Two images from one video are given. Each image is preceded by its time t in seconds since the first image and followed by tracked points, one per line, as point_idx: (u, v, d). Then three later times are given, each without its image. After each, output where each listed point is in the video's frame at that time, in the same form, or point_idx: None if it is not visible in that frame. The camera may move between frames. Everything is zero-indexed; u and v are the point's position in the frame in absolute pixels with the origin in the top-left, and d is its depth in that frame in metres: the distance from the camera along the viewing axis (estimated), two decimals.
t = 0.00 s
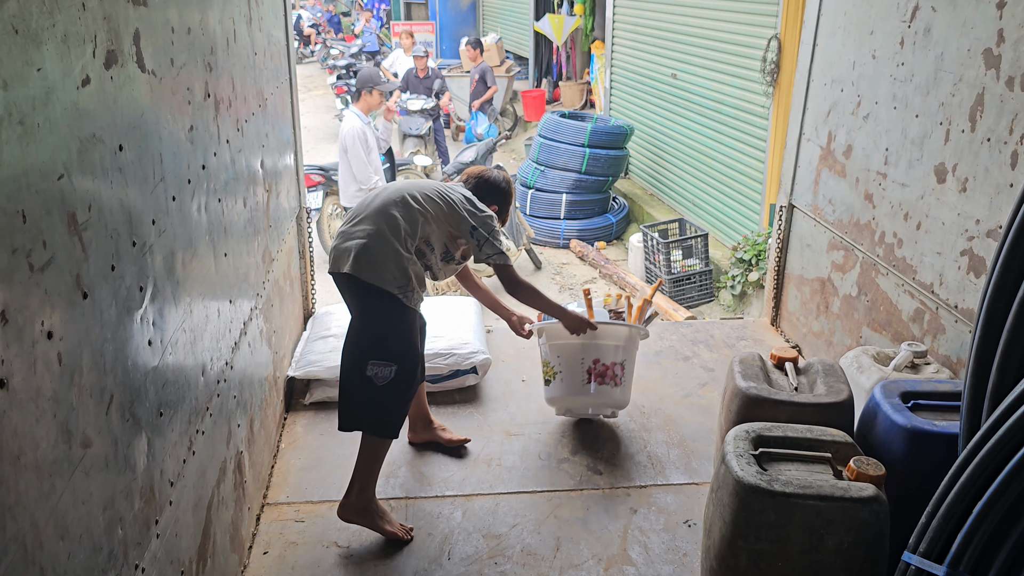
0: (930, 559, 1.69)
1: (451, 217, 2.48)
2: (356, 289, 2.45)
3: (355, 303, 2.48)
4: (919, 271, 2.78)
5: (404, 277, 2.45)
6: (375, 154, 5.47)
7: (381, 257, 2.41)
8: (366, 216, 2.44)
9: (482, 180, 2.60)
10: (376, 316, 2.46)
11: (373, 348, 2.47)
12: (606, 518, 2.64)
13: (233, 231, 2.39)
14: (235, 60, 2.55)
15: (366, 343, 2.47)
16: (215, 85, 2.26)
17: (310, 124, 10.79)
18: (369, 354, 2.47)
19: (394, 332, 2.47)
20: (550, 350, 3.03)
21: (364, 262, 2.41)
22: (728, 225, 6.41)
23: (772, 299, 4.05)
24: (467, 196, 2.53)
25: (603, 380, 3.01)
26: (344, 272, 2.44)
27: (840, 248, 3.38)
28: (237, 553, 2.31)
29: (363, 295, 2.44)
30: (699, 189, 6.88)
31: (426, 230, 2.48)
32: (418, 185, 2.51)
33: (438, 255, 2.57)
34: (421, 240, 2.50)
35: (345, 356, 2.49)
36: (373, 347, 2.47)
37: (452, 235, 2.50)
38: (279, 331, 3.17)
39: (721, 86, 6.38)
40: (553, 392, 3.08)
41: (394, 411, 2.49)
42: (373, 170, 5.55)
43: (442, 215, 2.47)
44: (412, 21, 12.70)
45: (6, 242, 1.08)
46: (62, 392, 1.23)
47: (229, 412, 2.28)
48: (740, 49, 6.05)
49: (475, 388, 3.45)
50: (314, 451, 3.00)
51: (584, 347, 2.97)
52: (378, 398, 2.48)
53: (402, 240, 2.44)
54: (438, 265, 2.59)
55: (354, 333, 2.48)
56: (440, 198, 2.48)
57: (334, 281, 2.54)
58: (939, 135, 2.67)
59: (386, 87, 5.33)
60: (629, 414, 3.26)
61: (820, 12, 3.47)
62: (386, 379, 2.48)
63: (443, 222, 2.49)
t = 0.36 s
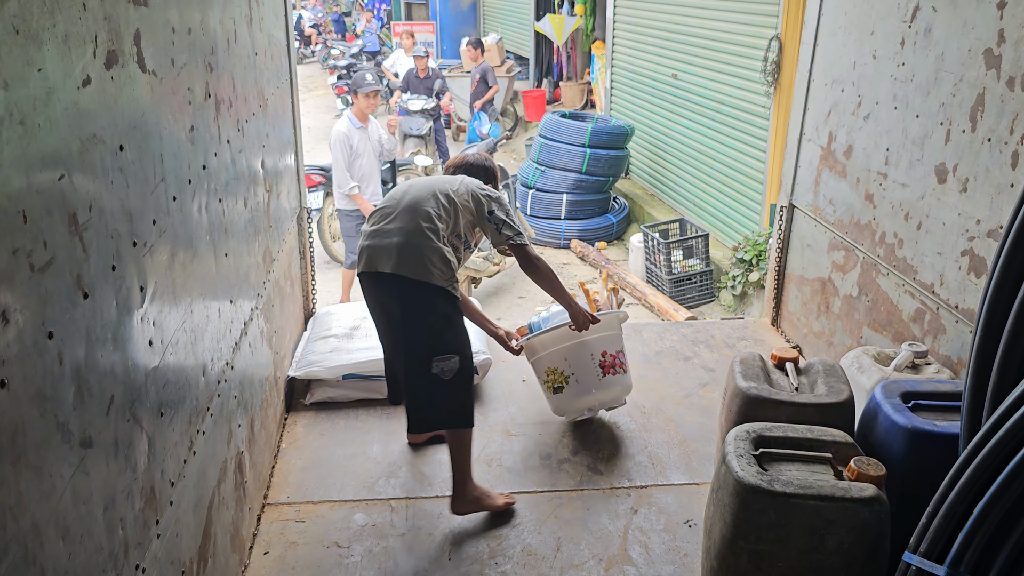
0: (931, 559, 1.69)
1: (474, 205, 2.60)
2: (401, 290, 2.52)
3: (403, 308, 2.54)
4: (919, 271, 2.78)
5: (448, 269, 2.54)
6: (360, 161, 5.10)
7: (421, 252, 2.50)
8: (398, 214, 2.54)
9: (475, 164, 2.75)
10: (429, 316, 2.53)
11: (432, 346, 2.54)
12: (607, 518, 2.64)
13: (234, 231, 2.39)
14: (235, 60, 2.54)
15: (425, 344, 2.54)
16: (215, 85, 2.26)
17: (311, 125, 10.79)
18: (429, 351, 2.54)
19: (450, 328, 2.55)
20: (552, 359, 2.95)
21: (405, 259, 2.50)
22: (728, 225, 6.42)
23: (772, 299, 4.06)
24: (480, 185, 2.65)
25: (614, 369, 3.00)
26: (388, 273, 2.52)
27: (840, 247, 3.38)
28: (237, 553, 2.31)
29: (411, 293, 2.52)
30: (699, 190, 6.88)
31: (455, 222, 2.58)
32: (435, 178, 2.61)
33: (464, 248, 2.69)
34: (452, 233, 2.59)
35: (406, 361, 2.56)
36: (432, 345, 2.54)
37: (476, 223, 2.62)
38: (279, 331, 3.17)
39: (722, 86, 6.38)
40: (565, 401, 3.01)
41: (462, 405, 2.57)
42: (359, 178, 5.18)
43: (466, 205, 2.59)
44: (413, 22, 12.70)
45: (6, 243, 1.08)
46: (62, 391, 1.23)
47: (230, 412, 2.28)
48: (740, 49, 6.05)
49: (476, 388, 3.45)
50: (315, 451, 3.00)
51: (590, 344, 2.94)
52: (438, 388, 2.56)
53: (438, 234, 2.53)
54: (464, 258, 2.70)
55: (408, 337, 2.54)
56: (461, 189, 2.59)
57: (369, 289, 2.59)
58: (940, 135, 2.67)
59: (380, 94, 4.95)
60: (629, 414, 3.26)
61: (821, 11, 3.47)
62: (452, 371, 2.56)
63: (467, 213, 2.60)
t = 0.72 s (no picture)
0: (931, 559, 1.69)
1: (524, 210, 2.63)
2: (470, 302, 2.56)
3: (466, 312, 2.58)
4: (920, 271, 2.78)
5: (514, 278, 2.59)
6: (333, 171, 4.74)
7: (491, 265, 2.53)
8: (457, 224, 2.53)
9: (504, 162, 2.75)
10: (488, 321, 2.56)
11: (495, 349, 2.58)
12: (607, 518, 2.64)
13: (234, 231, 2.39)
14: (235, 61, 2.54)
15: (487, 347, 2.58)
16: (215, 85, 2.26)
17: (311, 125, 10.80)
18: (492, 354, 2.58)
19: (509, 331, 2.57)
20: (567, 366, 2.97)
21: (475, 274, 2.53)
22: (728, 225, 6.42)
23: (772, 299, 4.06)
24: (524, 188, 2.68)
25: (622, 397, 2.99)
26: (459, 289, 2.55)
27: (840, 248, 3.38)
28: (237, 553, 2.31)
29: (483, 305, 2.55)
30: (699, 190, 6.88)
31: (509, 228, 2.60)
32: (483, 182, 2.61)
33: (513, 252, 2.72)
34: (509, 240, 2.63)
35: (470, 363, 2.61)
36: (492, 348, 2.57)
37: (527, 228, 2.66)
38: (279, 331, 3.16)
39: (722, 86, 6.38)
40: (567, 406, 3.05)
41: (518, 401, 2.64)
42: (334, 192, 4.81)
43: (517, 211, 2.62)
44: (413, 22, 12.71)
45: (6, 243, 1.08)
46: (62, 391, 1.23)
47: (229, 412, 2.28)
48: (740, 49, 6.05)
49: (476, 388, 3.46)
50: (314, 451, 3.00)
51: (607, 368, 2.92)
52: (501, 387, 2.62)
53: (501, 246, 2.56)
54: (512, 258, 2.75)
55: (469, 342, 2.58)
56: (513, 194, 2.62)
57: (433, 301, 2.60)
58: (940, 135, 2.67)
59: (361, 104, 4.64)
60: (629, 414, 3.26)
61: (821, 11, 3.47)
62: (514, 369, 2.61)
63: (520, 218, 2.64)
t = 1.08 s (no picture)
0: (931, 559, 1.69)
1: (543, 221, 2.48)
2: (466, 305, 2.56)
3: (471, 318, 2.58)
4: (920, 271, 2.78)
5: (516, 288, 2.55)
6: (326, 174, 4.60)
7: (487, 272, 2.51)
8: (464, 230, 2.52)
9: (559, 163, 2.61)
10: (495, 323, 2.56)
11: (500, 353, 2.58)
12: (607, 518, 2.64)
13: (234, 231, 2.39)
14: (235, 60, 2.54)
15: (493, 351, 2.58)
16: (215, 85, 2.26)
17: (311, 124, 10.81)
18: (498, 358, 2.58)
19: (516, 330, 2.58)
20: (559, 395, 2.88)
21: (474, 279, 2.52)
22: (728, 225, 6.42)
23: (772, 299, 4.06)
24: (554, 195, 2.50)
25: (615, 426, 2.92)
26: (454, 292, 2.56)
27: (841, 247, 3.38)
28: (237, 553, 2.30)
29: (477, 309, 2.55)
30: (700, 190, 6.88)
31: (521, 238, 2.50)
32: (504, 187, 2.51)
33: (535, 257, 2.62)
34: (520, 248, 2.53)
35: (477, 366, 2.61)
36: (497, 349, 2.57)
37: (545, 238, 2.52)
38: (279, 331, 3.16)
39: (722, 86, 6.38)
40: (560, 430, 2.99)
41: (524, 403, 2.64)
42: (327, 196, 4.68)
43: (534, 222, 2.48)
44: (413, 22, 12.71)
45: (6, 243, 1.08)
46: (62, 391, 1.23)
47: (229, 412, 2.27)
48: (741, 49, 6.05)
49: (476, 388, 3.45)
50: (315, 451, 3.00)
51: (599, 402, 2.83)
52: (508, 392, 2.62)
53: (505, 255, 2.50)
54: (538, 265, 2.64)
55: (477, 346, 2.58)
56: (532, 203, 2.47)
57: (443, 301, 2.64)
58: (940, 135, 2.67)
59: (353, 106, 4.47)
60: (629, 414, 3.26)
61: (821, 11, 3.47)
62: (520, 370, 2.60)
63: (539, 228, 2.49)
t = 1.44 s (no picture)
0: (931, 559, 1.69)
1: (519, 211, 2.53)
2: (432, 274, 2.68)
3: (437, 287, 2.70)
4: (920, 271, 2.79)
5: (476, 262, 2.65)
6: (333, 182, 4.50)
7: (447, 244, 2.62)
8: (440, 203, 2.66)
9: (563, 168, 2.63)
10: (463, 297, 2.68)
11: (465, 325, 2.69)
12: (607, 518, 2.64)
13: (233, 231, 2.39)
14: (235, 60, 2.54)
15: (458, 322, 2.70)
16: (215, 86, 2.26)
17: (311, 125, 10.82)
18: (464, 330, 2.70)
19: (485, 308, 2.69)
20: (552, 393, 2.90)
21: (439, 248, 2.63)
22: (728, 225, 6.42)
23: (772, 299, 4.06)
24: (537, 191, 2.55)
25: (604, 426, 2.92)
26: (420, 257, 2.69)
27: (840, 247, 3.38)
28: (237, 553, 2.30)
29: (440, 279, 2.67)
30: (700, 190, 6.88)
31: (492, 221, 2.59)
32: (490, 174, 2.60)
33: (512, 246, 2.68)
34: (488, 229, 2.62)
35: (444, 334, 2.75)
36: (463, 320, 2.69)
37: (519, 228, 2.57)
38: (279, 331, 3.16)
39: (722, 86, 6.38)
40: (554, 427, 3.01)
41: (491, 382, 2.73)
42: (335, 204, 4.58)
43: (508, 209, 2.55)
44: (413, 22, 12.72)
45: (6, 243, 1.08)
46: (62, 392, 1.23)
47: (229, 412, 2.27)
48: (740, 49, 6.05)
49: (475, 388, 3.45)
50: (315, 451, 3.00)
51: (588, 402, 2.84)
52: (472, 365, 2.72)
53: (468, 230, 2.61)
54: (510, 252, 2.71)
55: (445, 315, 2.71)
56: (508, 191, 2.55)
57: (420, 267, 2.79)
58: (940, 135, 2.67)
59: (359, 108, 4.36)
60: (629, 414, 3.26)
61: (821, 11, 3.47)
62: (485, 349, 2.71)
63: (509, 215, 2.56)
